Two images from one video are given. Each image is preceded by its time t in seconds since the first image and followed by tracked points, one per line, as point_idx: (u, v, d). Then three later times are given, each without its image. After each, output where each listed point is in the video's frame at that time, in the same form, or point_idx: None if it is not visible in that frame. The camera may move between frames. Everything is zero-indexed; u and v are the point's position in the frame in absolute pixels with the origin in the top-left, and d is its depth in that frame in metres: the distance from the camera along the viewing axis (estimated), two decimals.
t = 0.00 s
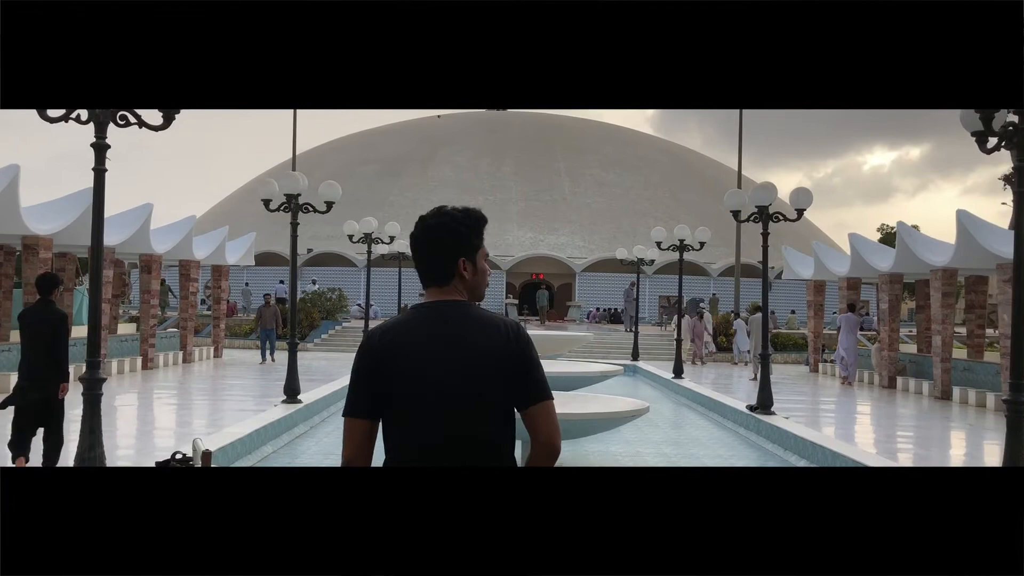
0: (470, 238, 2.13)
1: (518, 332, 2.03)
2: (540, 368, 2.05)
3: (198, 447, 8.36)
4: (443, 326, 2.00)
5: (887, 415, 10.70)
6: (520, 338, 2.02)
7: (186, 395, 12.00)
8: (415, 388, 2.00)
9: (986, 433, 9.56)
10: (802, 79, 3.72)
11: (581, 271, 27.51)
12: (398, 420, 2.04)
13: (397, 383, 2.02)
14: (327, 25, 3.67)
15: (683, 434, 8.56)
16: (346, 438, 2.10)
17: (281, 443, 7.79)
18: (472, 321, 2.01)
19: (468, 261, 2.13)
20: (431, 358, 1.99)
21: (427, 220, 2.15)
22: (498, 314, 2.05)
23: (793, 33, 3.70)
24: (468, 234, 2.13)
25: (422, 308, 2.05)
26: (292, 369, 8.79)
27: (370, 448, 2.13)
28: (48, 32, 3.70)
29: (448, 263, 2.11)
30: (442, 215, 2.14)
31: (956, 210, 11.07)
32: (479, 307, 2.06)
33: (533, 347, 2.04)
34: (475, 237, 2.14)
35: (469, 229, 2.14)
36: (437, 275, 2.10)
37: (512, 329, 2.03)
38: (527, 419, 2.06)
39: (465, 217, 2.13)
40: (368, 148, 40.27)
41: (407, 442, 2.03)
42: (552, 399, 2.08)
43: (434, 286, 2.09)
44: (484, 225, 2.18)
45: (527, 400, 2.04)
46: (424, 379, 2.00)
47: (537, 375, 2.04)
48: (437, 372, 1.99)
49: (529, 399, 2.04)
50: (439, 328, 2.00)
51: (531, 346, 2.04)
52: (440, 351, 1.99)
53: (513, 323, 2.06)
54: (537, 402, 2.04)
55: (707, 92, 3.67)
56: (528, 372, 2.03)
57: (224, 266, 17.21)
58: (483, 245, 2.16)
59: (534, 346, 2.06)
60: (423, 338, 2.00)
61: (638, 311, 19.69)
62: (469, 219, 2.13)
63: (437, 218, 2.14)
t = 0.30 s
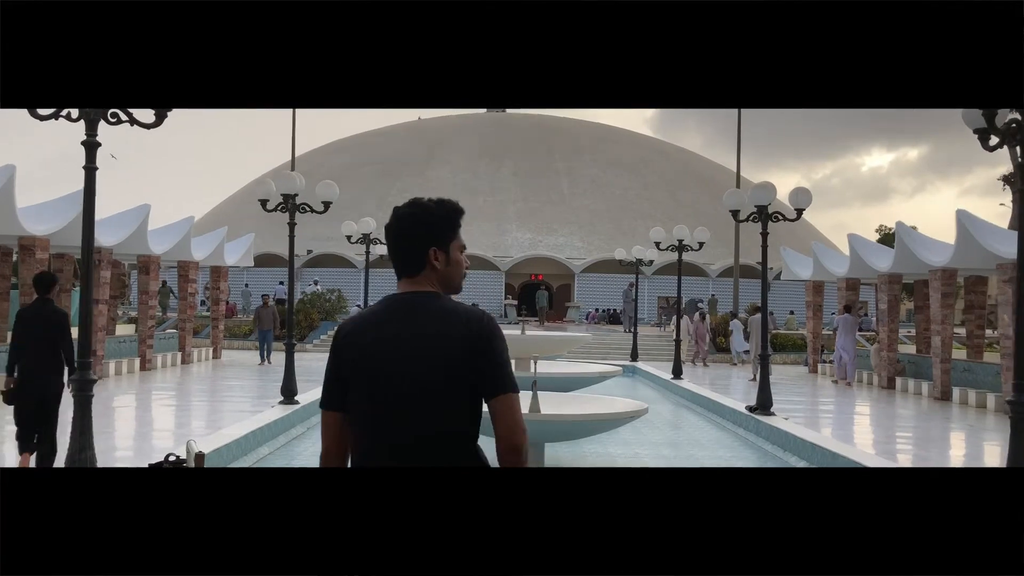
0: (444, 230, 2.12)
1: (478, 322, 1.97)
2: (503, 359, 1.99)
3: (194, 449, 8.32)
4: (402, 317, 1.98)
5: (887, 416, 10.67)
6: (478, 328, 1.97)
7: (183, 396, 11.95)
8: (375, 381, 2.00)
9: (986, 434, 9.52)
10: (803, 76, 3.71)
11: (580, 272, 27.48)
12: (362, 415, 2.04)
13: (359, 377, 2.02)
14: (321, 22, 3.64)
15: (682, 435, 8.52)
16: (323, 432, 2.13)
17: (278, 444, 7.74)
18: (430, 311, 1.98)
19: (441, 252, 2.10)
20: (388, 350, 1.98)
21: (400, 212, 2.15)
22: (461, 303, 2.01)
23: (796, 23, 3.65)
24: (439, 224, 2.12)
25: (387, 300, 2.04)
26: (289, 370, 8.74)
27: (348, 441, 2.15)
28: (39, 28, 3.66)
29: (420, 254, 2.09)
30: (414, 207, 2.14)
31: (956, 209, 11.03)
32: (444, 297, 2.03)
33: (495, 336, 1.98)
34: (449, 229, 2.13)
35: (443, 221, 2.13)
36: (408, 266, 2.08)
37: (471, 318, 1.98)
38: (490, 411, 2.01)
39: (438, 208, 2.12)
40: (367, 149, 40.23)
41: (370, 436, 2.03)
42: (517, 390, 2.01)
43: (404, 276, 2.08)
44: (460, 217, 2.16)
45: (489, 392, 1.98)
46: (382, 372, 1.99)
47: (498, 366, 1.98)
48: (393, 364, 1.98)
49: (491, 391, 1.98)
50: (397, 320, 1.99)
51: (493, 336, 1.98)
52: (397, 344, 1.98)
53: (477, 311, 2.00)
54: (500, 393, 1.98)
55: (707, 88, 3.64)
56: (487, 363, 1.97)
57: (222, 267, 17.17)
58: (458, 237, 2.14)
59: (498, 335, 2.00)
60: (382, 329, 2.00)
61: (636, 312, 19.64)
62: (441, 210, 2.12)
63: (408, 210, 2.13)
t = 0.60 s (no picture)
0: (421, 224, 2.04)
1: (447, 329, 1.87)
2: (473, 369, 1.89)
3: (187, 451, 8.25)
4: (366, 319, 1.91)
5: (886, 419, 10.58)
6: (447, 337, 1.87)
7: (179, 397, 11.87)
8: (335, 382, 1.94)
9: (986, 438, 9.44)
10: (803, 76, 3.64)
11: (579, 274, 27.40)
12: (321, 414, 2.00)
13: (320, 375, 1.97)
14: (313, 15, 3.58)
15: (681, 439, 8.43)
16: (287, 421, 2.12)
17: (272, 447, 7.64)
18: (395, 315, 1.89)
19: (418, 248, 2.03)
20: (349, 352, 1.92)
21: (375, 203, 2.07)
22: (432, 307, 1.92)
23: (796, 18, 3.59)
24: (415, 219, 2.04)
25: (356, 296, 1.97)
26: (283, 372, 8.65)
27: (313, 427, 2.12)
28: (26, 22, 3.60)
29: (394, 250, 2.02)
30: (390, 199, 2.06)
31: (957, 212, 10.96)
32: (415, 298, 1.94)
33: (465, 346, 1.89)
34: (426, 224, 2.05)
35: (421, 214, 2.04)
36: (383, 262, 2.01)
37: (440, 324, 1.88)
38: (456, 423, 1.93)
39: (414, 202, 2.04)
40: (366, 149, 40.16)
41: (329, 436, 1.99)
42: (487, 401, 1.92)
43: (379, 272, 2.01)
44: (439, 210, 2.08)
45: (453, 403, 1.90)
46: (342, 375, 1.93)
47: (466, 378, 1.89)
48: (353, 368, 1.91)
49: (457, 402, 1.90)
50: (360, 321, 1.92)
51: (462, 345, 1.88)
52: (358, 347, 1.91)
53: (449, 317, 1.91)
54: (465, 404, 1.90)
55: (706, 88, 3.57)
56: (453, 373, 1.88)
57: (218, 268, 17.07)
58: (437, 231, 2.06)
59: (471, 343, 1.90)
60: (346, 328, 1.93)
61: (635, 313, 19.56)
62: (418, 204, 2.04)
63: (384, 202, 2.05)
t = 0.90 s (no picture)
0: (406, 225, 1.93)
1: (426, 340, 1.77)
2: (452, 385, 1.79)
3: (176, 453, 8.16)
4: (347, 321, 1.81)
5: (884, 422, 10.49)
6: (426, 349, 1.76)
7: (171, 398, 11.77)
8: (309, 387, 1.85)
9: (985, 442, 9.34)
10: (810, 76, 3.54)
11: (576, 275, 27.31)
12: (293, 419, 1.91)
13: (293, 378, 1.87)
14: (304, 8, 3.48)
15: (678, 442, 8.33)
16: (255, 421, 2.01)
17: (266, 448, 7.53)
18: (373, 321, 1.79)
19: (401, 250, 1.92)
20: (325, 356, 1.82)
21: (358, 200, 1.96)
22: (413, 314, 1.82)
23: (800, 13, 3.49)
24: (400, 218, 1.93)
25: (334, 299, 1.87)
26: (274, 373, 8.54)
27: (285, 429, 2.02)
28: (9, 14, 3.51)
29: (377, 252, 1.91)
30: (375, 196, 1.95)
31: (957, 213, 10.87)
32: (396, 304, 1.84)
33: (445, 360, 1.78)
34: (412, 224, 1.94)
35: (406, 213, 1.94)
36: (364, 264, 1.91)
37: (419, 335, 1.77)
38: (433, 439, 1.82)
39: (399, 199, 1.93)
40: (363, 149, 40.04)
41: (299, 442, 1.89)
42: (465, 417, 1.81)
43: (360, 275, 1.90)
44: (426, 210, 1.97)
45: (431, 418, 1.80)
46: (317, 380, 1.83)
47: (444, 393, 1.78)
48: (329, 375, 1.82)
49: (433, 417, 1.79)
50: (338, 325, 1.82)
51: (442, 359, 1.77)
52: (335, 352, 1.81)
53: (431, 326, 1.80)
54: (444, 418, 1.80)
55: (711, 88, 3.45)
56: (432, 388, 1.78)
57: (212, 267, 16.96)
58: (422, 232, 1.96)
59: (452, 356, 1.79)
60: (322, 332, 1.84)
61: (632, 314, 19.45)
62: (404, 204, 1.93)
63: (368, 200, 1.94)
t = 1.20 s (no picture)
0: (384, 216, 1.87)
1: (404, 336, 1.70)
2: (430, 383, 1.72)
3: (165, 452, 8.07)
4: (319, 315, 1.75)
5: (879, 425, 10.44)
6: (403, 346, 1.70)
7: (162, 397, 11.68)
8: (279, 385, 1.78)
9: (981, 444, 9.29)
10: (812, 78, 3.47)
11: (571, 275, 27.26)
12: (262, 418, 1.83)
13: (262, 374, 1.80)
14: None
15: (671, 443, 8.28)
16: (223, 419, 1.94)
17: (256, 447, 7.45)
18: (348, 317, 1.73)
19: (379, 242, 1.86)
20: (296, 352, 1.76)
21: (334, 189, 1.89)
22: (391, 310, 1.75)
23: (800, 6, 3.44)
24: (378, 208, 1.86)
25: (307, 292, 1.80)
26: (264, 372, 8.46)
27: (255, 429, 1.95)
28: None
29: (353, 245, 1.85)
30: (352, 184, 1.88)
31: (953, 214, 10.84)
32: (373, 299, 1.77)
33: (423, 357, 1.71)
34: (391, 215, 1.88)
35: (383, 201, 1.87)
36: (341, 256, 1.84)
37: (396, 331, 1.71)
38: (410, 440, 1.75)
39: (377, 188, 1.86)
40: (358, 148, 39.94)
41: (269, 441, 1.82)
42: (442, 417, 1.75)
43: (335, 268, 1.83)
44: (405, 200, 1.90)
45: (408, 417, 1.73)
46: (288, 377, 1.77)
47: (422, 392, 1.71)
48: (300, 373, 1.75)
49: (410, 417, 1.72)
50: (310, 320, 1.75)
51: (420, 356, 1.71)
52: (307, 348, 1.75)
53: (409, 322, 1.74)
54: (421, 418, 1.72)
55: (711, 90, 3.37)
56: (408, 386, 1.71)
57: (205, 266, 16.85)
58: (401, 223, 1.89)
59: (430, 353, 1.72)
60: (294, 328, 1.77)
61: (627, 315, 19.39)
62: (383, 192, 1.86)
63: (343, 189, 1.87)
